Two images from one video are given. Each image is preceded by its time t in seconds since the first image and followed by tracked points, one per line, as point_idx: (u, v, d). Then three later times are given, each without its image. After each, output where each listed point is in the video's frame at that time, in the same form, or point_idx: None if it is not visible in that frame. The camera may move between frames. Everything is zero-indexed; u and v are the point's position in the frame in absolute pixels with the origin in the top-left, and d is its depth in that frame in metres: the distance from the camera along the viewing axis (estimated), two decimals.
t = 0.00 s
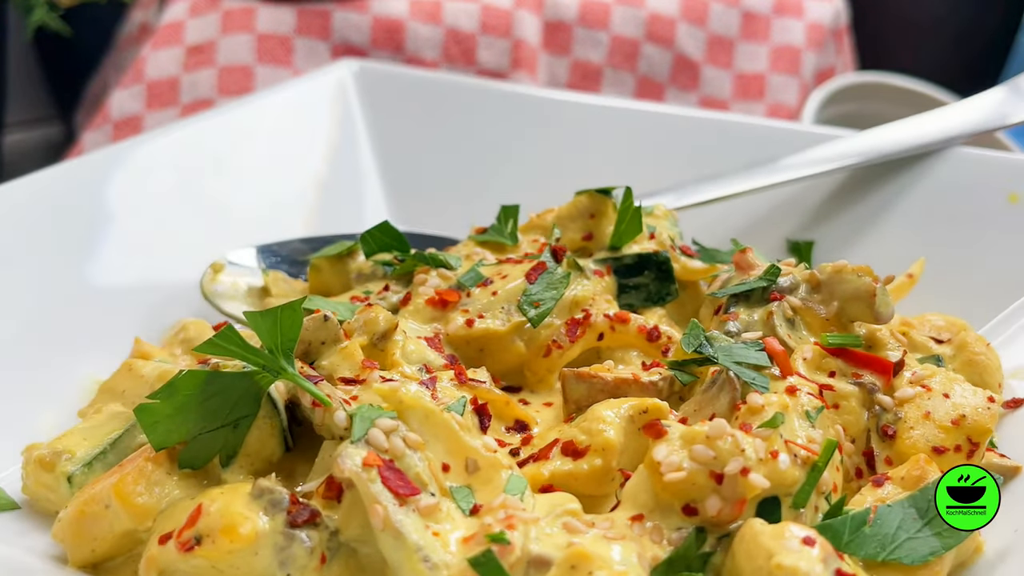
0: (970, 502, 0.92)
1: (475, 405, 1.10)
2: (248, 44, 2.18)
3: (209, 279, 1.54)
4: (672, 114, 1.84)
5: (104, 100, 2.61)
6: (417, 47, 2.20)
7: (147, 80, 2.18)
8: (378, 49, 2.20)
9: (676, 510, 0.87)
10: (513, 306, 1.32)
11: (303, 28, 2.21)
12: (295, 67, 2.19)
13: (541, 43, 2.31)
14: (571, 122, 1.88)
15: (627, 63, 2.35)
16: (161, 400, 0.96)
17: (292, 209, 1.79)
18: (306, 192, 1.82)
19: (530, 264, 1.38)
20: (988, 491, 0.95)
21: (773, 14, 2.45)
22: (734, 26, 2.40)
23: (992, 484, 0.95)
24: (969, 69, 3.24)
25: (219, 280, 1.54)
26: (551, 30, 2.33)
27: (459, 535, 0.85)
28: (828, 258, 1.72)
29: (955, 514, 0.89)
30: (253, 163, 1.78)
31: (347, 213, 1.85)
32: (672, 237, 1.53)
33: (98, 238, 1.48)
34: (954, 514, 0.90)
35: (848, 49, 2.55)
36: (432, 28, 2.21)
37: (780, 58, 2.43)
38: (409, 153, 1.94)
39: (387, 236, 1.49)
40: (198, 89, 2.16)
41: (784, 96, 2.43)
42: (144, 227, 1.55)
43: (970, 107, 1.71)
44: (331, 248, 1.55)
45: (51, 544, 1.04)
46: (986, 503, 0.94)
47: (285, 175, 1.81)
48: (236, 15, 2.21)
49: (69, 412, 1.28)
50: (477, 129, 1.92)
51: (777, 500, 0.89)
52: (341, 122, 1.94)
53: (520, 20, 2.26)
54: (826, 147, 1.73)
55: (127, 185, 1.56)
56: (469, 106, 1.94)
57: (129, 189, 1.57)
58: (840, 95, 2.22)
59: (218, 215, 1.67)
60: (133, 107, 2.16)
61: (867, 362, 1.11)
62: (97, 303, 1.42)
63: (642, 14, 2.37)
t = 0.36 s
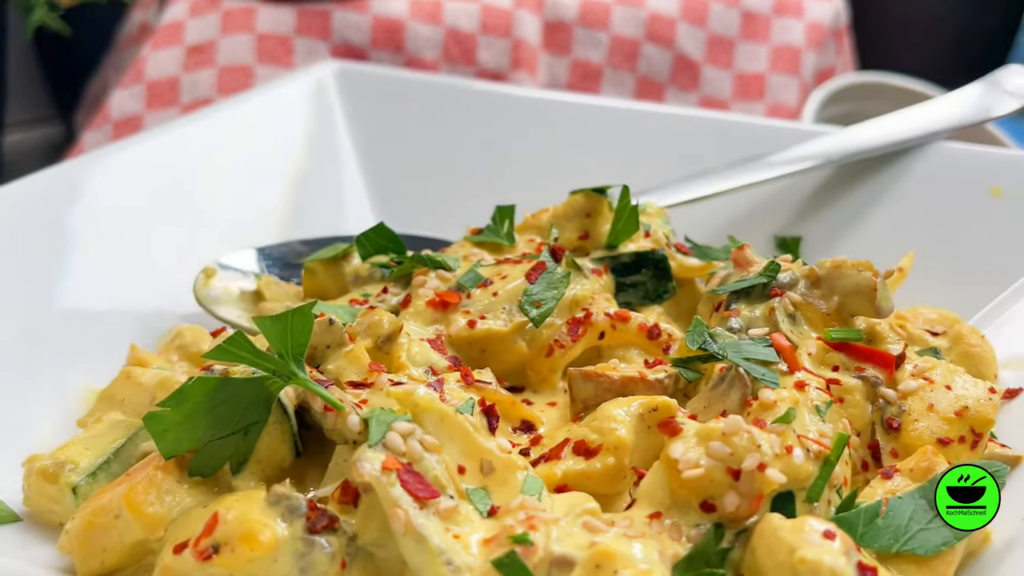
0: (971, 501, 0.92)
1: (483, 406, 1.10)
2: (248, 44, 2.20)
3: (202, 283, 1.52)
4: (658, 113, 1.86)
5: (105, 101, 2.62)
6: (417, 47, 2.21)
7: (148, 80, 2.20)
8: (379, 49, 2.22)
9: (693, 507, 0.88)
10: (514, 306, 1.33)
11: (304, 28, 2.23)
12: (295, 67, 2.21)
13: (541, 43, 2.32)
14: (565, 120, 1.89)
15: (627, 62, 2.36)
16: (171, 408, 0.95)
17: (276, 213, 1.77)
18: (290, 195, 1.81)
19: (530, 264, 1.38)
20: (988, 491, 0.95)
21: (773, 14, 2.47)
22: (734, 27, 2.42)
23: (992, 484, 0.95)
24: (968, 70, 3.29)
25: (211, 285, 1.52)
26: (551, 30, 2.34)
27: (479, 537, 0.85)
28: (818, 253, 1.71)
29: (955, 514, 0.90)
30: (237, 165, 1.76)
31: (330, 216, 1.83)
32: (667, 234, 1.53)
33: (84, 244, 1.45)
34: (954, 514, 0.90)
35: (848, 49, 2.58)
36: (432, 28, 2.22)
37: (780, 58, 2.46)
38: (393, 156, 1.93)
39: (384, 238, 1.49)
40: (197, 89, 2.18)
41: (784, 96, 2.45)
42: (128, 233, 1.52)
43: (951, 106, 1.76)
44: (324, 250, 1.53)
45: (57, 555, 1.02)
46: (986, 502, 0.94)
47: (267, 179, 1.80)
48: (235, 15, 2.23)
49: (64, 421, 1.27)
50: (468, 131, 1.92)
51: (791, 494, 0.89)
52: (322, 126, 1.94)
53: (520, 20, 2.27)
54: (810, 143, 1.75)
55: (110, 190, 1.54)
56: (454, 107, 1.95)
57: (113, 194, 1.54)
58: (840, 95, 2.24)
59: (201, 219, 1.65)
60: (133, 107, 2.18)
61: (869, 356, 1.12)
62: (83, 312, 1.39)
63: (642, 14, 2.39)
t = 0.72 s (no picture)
0: (971, 501, 0.92)
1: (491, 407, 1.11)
2: (248, 43, 2.24)
3: (196, 287, 1.50)
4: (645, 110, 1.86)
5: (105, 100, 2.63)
6: (417, 47, 2.26)
7: (147, 80, 2.20)
8: (379, 49, 2.26)
9: (709, 504, 0.89)
10: (515, 306, 1.33)
11: (303, 28, 2.27)
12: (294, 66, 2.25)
13: (540, 43, 2.35)
14: (561, 121, 1.89)
15: (627, 62, 2.38)
16: (180, 415, 0.93)
17: (264, 215, 1.75)
18: (278, 197, 1.79)
19: (529, 263, 1.38)
20: (989, 491, 0.94)
21: (773, 14, 2.49)
22: (734, 27, 2.44)
23: (994, 485, 0.94)
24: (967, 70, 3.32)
25: (204, 290, 1.50)
26: (551, 30, 2.38)
27: (497, 539, 0.85)
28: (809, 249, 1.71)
29: (955, 514, 0.91)
30: (222, 168, 1.74)
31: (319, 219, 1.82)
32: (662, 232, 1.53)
33: (69, 250, 1.43)
34: (954, 514, 0.91)
35: (848, 49, 2.61)
36: (432, 28, 2.27)
37: (779, 59, 2.47)
38: (381, 158, 1.92)
39: (380, 240, 1.49)
40: (199, 89, 2.19)
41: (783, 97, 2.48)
42: (114, 238, 1.50)
43: (936, 104, 1.78)
44: (319, 253, 1.52)
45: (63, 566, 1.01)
46: (986, 503, 0.93)
47: (254, 181, 1.78)
48: (236, 15, 2.27)
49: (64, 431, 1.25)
50: (459, 132, 1.92)
51: (803, 488, 0.90)
52: (307, 128, 1.93)
53: (520, 21, 2.32)
54: (796, 140, 1.76)
55: (96, 194, 1.51)
56: (442, 107, 1.94)
57: (96, 198, 1.51)
58: (839, 95, 2.26)
59: (188, 222, 1.62)
60: (133, 107, 2.17)
61: (871, 351, 1.14)
62: (69, 320, 1.37)
63: (642, 14, 2.41)
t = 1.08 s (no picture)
0: (971, 500, 0.93)
1: (498, 408, 1.11)
2: (248, 43, 2.29)
3: (189, 292, 1.49)
4: (629, 108, 1.87)
5: (106, 99, 2.64)
6: (417, 47, 2.31)
7: (147, 80, 2.26)
8: (379, 49, 2.31)
9: (725, 500, 0.89)
10: (516, 306, 1.33)
11: (303, 28, 2.32)
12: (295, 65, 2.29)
13: (540, 43, 2.39)
14: (550, 118, 1.89)
15: (628, 61, 2.44)
16: (192, 422, 0.92)
17: (253, 222, 1.74)
18: (265, 204, 1.78)
19: (529, 263, 1.39)
20: (989, 492, 0.95)
21: (773, 14, 2.54)
22: (734, 27, 2.49)
23: (994, 485, 0.95)
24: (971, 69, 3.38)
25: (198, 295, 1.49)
26: (551, 30, 2.42)
27: (517, 540, 0.85)
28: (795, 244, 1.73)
29: (955, 514, 0.92)
30: (210, 173, 1.72)
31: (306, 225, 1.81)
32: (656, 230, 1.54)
33: (60, 253, 1.40)
34: (954, 514, 0.92)
35: (848, 49, 2.67)
36: (431, 28, 2.32)
37: (780, 59, 2.53)
38: (367, 160, 1.91)
39: (375, 243, 1.48)
40: (198, 89, 2.26)
41: (783, 96, 2.53)
42: (106, 242, 1.48)
43: (920, 100, 1.80)
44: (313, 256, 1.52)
45: None
46: (986, 502, 0.94)
47: (242, 184, 1.76)
48: (235, 15, 2.32)
49: (60, 437, 1.22)
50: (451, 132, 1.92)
51: (815, 483, 0.91)
52: (290, 130, 1.91)
53: (520, 21, 2.36)
54: (781, 137, 1.77)
55: (89, 196, 1.49)
56: (428, 109, 1.93)
57: (86, 201, 1.48)
58: (836, 95, 2.27)
59: (178, 229, 1.60)
60: (133, 107, 2.22)
61: (872, 344, 1.15)
62: (64, 319, 1.34)
63: (643, 14, 2.46)
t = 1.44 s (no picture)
0: (971, 501, 0.94)
1: (507, 409, 1.12)
2: (249, 43, 2.29)
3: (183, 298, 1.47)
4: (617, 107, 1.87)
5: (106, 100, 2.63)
6: (417, 47, 2.33)
7: (147, 80, 2.28)
8: (379, 49, 2.33)
9: (741, 496, 0.90)
10: (517, 307, 1.33)
11: (304, 29, 2.33)
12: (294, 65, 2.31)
13: (540, 42, 2.43)
14: (542, 115, 1.89)
15: (627, 61, 2.47)
16: (205, 429, 0.91)
17: (242, 222, 1.72)
18: (255, 206, 1.76)
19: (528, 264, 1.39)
20: (989, 491, 0.95)
21: (773, 14, 2.56)
22: (734, 27, 2.52)
23: (994, 484, 0.95)
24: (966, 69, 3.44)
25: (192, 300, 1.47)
26: (551, 30, 2.45)
27: (539, 541, 0.86)
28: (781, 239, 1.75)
29: (955, 513, 0.93)
30: (196, 175, 1.69)
31: (293, 229, 1.80)
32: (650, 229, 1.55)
33: (45, 256, 1.38)
34: (954, 514, 0.93)
35: (848, 49, 2.70)
36: (432, 28, 2.34)
37: (780, 59, 2.55)
38: (354, 162, 1.91)
39: (373, 245, 1.48)
40: (198, 89, 2.27)
41: (784, 97, 2.54)
42: (95, 246, 1.45)
43: (902, 97, 1.82)
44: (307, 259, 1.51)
45: None
46: (986, 502, 0.94)
47: (229, 185, 1.74)
48: (236, 15, 2.32)
49: (59, 446, 1.20)
50: (441, 132, 1.91)
51: (828, 477, 0.92)
52: (274, 134, 1.90)
53: (520, 20, 2.39)
54: (765, 134, 1.79)
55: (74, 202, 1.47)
56: (416, 110, 1.92)
57: (73, 207, 1.46)
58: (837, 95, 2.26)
59: (167, 232, 1.58)
60: (133, 107, 2.24)
61: (871, 339, 1.17)
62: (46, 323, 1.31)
63: (643, 14, 2.49)
